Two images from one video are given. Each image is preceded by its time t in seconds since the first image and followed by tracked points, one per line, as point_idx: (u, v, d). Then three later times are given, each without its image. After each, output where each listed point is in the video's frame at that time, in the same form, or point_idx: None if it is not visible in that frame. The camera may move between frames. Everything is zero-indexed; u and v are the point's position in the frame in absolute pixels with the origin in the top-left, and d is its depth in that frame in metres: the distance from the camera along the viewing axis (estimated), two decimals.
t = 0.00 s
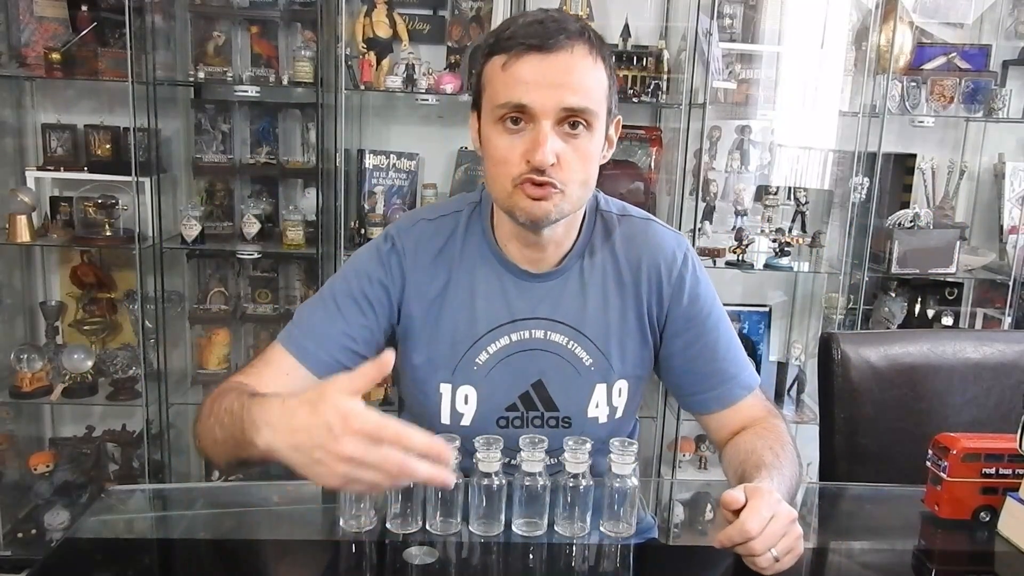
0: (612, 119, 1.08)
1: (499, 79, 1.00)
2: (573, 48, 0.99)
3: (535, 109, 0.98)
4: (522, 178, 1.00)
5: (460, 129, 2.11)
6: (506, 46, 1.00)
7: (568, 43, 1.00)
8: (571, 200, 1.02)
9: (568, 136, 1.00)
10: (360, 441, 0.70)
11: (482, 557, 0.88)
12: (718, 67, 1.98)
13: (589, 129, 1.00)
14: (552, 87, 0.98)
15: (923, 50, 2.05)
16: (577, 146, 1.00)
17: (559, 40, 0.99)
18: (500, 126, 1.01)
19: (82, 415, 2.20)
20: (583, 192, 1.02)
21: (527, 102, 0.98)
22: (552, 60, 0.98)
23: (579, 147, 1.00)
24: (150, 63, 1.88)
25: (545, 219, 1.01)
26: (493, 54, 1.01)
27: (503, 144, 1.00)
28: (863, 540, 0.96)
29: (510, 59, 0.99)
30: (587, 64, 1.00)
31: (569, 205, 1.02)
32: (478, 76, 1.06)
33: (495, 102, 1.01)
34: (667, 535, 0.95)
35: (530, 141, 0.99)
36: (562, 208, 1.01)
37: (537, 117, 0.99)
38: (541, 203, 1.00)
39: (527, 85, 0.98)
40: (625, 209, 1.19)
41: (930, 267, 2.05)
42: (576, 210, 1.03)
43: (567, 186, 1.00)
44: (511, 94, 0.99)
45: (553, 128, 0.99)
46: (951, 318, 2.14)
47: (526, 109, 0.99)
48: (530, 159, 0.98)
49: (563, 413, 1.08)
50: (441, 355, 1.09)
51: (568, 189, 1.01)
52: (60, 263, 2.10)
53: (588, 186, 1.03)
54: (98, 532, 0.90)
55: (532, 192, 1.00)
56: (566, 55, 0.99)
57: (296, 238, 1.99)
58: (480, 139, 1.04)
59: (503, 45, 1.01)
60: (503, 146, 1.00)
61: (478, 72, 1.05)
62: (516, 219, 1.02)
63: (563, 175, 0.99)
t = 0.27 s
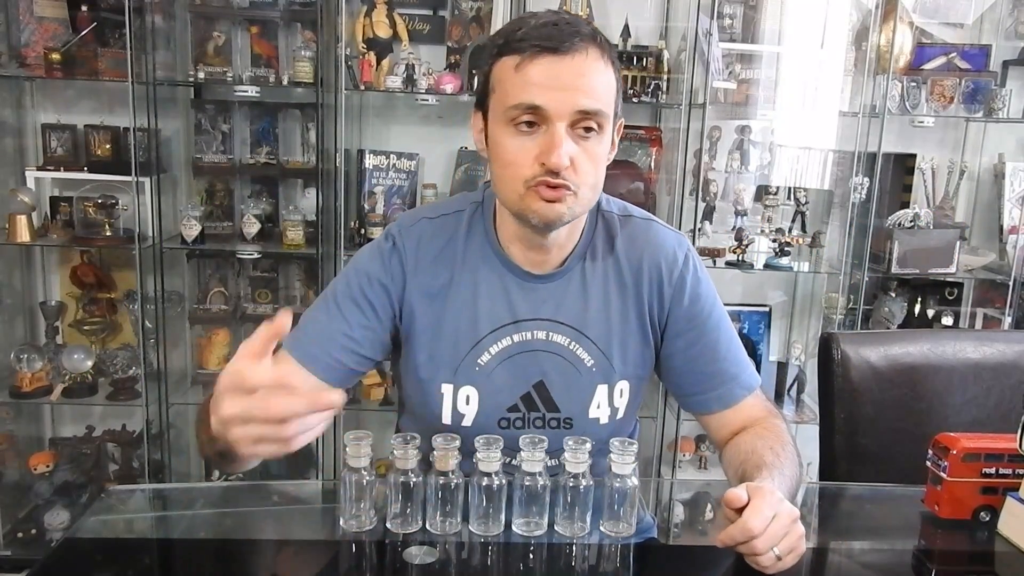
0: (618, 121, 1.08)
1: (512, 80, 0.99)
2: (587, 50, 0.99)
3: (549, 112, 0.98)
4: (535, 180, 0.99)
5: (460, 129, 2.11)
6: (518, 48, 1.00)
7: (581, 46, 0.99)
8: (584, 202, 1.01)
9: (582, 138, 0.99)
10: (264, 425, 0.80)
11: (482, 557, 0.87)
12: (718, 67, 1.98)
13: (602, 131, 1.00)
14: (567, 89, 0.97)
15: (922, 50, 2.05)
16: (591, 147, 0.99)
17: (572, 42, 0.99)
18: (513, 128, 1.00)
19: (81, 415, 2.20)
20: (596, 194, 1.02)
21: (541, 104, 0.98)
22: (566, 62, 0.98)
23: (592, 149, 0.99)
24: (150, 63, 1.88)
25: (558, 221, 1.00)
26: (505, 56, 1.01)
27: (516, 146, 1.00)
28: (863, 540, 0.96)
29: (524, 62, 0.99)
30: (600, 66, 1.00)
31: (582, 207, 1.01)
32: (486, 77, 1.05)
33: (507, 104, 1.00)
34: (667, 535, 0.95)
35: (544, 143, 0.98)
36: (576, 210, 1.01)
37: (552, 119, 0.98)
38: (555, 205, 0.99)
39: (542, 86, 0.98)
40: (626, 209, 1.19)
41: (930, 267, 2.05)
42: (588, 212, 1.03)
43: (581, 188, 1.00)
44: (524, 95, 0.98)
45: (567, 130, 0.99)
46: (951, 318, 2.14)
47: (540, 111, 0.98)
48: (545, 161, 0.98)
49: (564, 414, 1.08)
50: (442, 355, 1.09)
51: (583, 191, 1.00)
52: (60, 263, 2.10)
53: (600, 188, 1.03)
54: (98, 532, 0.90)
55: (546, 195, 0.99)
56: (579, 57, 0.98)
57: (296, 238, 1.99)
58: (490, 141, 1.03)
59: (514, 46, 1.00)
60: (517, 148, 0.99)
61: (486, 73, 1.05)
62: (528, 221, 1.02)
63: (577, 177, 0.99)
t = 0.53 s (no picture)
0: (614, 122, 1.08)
1: (517, 91, 0.98)
2: (591, 60, 0.98)
3: (556, 123, 0.97)
4: (543, 192, 0.99)
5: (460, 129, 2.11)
6: (521, 56, 0.98)
7: (586, 55, 0.98)
8: (588, 210, 1.02)
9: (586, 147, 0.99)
10: None
11: (482, 557, 0.87)
12: (718, 67, 1.98)
13: (606, 141, 1.00)
14: (572, 99, 0.97)
15: (922, 50, 2.05)
16: (596, 158, 0.99)
17: (574, 51, 0.98)
18: (518, 139, 0.99)
19: (82, 415, 2.20)
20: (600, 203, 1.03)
21: (548, 115, 0.97)
22: (570, 72, 0.97)
23: (597, 159, 1.00)
24: (150, 63, 1.88)
25: (564, 231, 1.01)
26: (506, 64, 0.99)
27: (522, 158, 0.99)
28: (863, 540, 0.97)
29: (529, 72, 0.97)
30: (603, 75, 0.99)
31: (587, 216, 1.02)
32: (484, 83, 1.03)
33: (511, 114, 0.99)
34: (667, 535, 0.96)
35: (552, 155, 0.98)
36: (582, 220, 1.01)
37: (559, 130, 0.97)
38: (561, 216, 1.00)
39: (549, 98, 0.97)
40: (622, 214, 1.18)
41: (930, 267, 2.05)
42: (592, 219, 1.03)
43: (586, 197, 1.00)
44: (530, 106, 0.97)
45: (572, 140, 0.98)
46: (951, 318, 2.14)
47: (546, 122, 0.98)
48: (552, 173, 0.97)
49: (561, 421, 1.09)
50: (437, 363, 1.10)
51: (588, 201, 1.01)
52: (60, 263, 2.10)
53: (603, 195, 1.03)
54: (98, 532, 0.90)
55: (553, 207, 1.00)
56: (582, 66, 0.97)
57: (296, 238, 1.99)
58: (492, 150, 1.02)
59: (515, 55, 0.99)
60: (523, 159, 0.99)
61: (484, 79, 1.03)
62: (534, 232, 1.02)
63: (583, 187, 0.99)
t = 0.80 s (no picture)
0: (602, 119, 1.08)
1: (509, 96, 0.98)
2: (583, 64, 0.98)
3: (548, 130, 0.97)
4: (533, 199, 1.00)
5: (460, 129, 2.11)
6: (512, 62, 0.98)
7: (578, 60, 0.98)
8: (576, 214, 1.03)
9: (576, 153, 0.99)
10: None
11: (482, 557, 0.87)
12: (718, 67, 1.98)
13: (594, 145, 1.01)
14: (561, 107, 0.97)
15: (922, 51, 2.05)
16: (586, 163, 1.00)
17: (565, 57, 0.97)
18: (509, 145, 0.99)
19: (81, 415, 2.20)
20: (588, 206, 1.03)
21: (541, 122, 0.97)
22: (560, 79, 0.96)
23: (586, 164, 1.00)
24: (150, 63, 1.88)
25: (555, 237, 1.02)
26: (498, 70, 0.99)
27: (512, 164, 0.99)
28: (863, 540, 0.96)
29: (521, 79, 0.97)
30: (593, 78, 0.99)
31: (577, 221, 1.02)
32: (473, 87, 1.03)
33: (503, 120, 0.99)
34: (667, 535, 0.96)
35: (544, 162, 0.98)
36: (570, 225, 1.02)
37: (551, 137, 0.98)
38: (552, 222, 1.00)
39: (542, 105, 0.97)
40: (618, 217, 1.18)
41: (930, 267, 2.05)
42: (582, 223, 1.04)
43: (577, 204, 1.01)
44: (523, 113, 0.97)
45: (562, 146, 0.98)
46: (951, 318, 2.14)
47: (538, 129, 0.98)
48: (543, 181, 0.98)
49: (557, 423, 1.09)
50: (432, 367, 1.10)
51: (576, 206, 1.01)
52: (60, 263, 2.10)
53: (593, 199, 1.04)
54: (98, 532, 0.90)
55: (543, 213, 1.00)
56: (572, 72, 0.97)
57: (296, 238, 1.99)
58: (481, 155, 1.03)
59: (506, 61, 0.98)
60: (514, 166, 0.99)
61: (475, 83, 1.03)
62: (523, 238, 1.02)
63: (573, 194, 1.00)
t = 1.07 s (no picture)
0: (578, 110, 1.07)
1: (449, 99, 0.99)
2: (513, 56, 0.98)
3: (485, 126, 0.97)
4: (487, 195, 0.99)
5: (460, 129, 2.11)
6: (447, 66, 0.99)
7: (504, 52, 0.98)
8: (540, 206, 1.01)
9: (526, 145, 0.99)
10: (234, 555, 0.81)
11: (482, 557, 0.87)
12: (718, 67, 1.98)
13: (547, 135, 0.99)
14: (493, 100, 0.97)
15: (923, 51, 2.05)
16: (537, 154, 0.99)
17: (497, 51, 0.98)
18: (459, 146, 1.00)
19: (81, 415, 2.20)
20: (553, 198, 1.02)
21: (478, 119, 0.97)
22: (493, 73, 0.97)
23: (536, 154, 0.99)
24: (150, 63, 1.88)
25: (519, 231, 1.00)
26: (439, 77, 1.01)
27: (463, 164, 1.00)
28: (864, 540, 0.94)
29: (453, 81, 0.98)
30: (531, 68, 0.98)
31: (539, 213, 1.01)
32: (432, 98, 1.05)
33: (448, 123, 1.00)
34: (667, 536, 0.96)
35: (487, 158, 0.98)
36: (532, 218, 1.00)
37: (489, 132, 0.98)
38: (510, 217, 0.99)
39: (477, 101, 0.97)
40: (618, 214, 1.17)
41: (930, 267, 2.05)
42: (550, 215, 1.03)
43: (534, 195, 1.00)
44: (460, 112, 0.98)
45: (507, 139, 0.98)
46: (951, 318, 2.14)
47: (477, 126, 0.98)
48: (488, 175, 0.97)
49: (558, 424, 1.09)
50: (433, 368, 1.10)
51: (536, 198, 1.00)
52: (60, 263, 2.10)
53: (557, 189, 1.02)
54: (98, 533, 0.90)
55: (499, 208, 0.99)
56: (507, 65, 0.97)
57: (296, 238, 1.99)
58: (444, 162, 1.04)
59: (444, 65, 0.99)
60: (465, 166, 0.99)
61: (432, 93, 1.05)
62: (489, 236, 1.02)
63: (527, 185, 0.99)
